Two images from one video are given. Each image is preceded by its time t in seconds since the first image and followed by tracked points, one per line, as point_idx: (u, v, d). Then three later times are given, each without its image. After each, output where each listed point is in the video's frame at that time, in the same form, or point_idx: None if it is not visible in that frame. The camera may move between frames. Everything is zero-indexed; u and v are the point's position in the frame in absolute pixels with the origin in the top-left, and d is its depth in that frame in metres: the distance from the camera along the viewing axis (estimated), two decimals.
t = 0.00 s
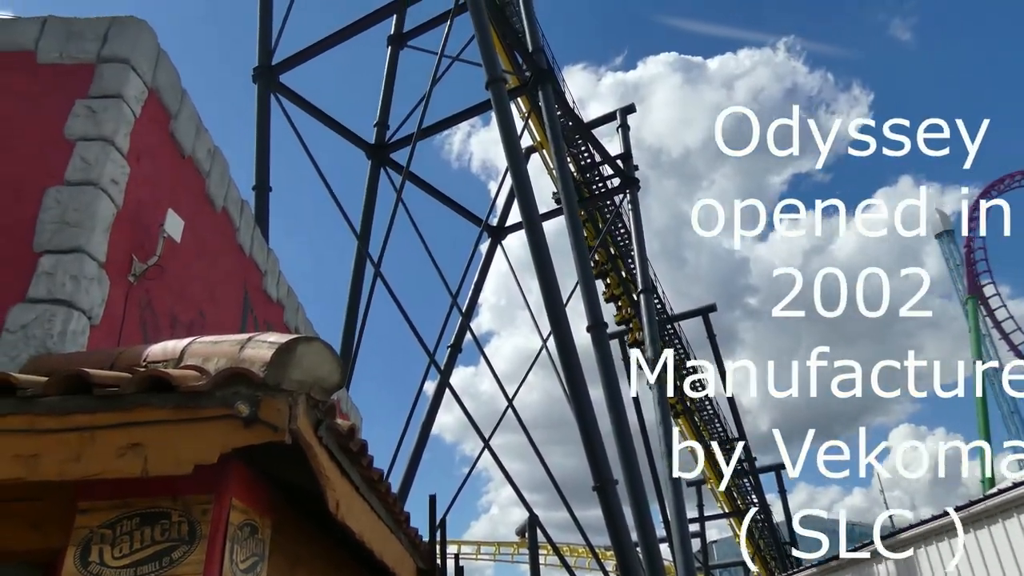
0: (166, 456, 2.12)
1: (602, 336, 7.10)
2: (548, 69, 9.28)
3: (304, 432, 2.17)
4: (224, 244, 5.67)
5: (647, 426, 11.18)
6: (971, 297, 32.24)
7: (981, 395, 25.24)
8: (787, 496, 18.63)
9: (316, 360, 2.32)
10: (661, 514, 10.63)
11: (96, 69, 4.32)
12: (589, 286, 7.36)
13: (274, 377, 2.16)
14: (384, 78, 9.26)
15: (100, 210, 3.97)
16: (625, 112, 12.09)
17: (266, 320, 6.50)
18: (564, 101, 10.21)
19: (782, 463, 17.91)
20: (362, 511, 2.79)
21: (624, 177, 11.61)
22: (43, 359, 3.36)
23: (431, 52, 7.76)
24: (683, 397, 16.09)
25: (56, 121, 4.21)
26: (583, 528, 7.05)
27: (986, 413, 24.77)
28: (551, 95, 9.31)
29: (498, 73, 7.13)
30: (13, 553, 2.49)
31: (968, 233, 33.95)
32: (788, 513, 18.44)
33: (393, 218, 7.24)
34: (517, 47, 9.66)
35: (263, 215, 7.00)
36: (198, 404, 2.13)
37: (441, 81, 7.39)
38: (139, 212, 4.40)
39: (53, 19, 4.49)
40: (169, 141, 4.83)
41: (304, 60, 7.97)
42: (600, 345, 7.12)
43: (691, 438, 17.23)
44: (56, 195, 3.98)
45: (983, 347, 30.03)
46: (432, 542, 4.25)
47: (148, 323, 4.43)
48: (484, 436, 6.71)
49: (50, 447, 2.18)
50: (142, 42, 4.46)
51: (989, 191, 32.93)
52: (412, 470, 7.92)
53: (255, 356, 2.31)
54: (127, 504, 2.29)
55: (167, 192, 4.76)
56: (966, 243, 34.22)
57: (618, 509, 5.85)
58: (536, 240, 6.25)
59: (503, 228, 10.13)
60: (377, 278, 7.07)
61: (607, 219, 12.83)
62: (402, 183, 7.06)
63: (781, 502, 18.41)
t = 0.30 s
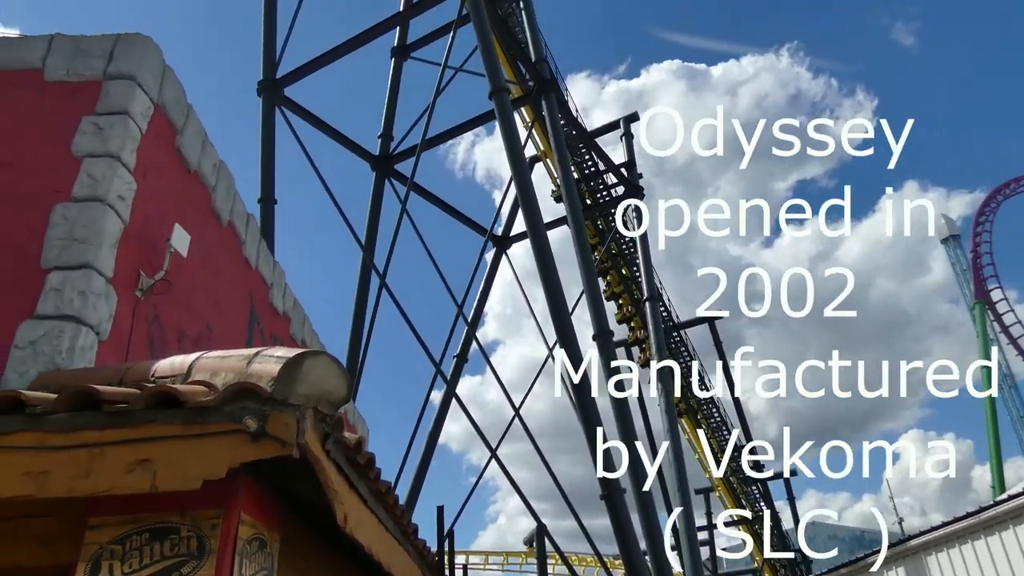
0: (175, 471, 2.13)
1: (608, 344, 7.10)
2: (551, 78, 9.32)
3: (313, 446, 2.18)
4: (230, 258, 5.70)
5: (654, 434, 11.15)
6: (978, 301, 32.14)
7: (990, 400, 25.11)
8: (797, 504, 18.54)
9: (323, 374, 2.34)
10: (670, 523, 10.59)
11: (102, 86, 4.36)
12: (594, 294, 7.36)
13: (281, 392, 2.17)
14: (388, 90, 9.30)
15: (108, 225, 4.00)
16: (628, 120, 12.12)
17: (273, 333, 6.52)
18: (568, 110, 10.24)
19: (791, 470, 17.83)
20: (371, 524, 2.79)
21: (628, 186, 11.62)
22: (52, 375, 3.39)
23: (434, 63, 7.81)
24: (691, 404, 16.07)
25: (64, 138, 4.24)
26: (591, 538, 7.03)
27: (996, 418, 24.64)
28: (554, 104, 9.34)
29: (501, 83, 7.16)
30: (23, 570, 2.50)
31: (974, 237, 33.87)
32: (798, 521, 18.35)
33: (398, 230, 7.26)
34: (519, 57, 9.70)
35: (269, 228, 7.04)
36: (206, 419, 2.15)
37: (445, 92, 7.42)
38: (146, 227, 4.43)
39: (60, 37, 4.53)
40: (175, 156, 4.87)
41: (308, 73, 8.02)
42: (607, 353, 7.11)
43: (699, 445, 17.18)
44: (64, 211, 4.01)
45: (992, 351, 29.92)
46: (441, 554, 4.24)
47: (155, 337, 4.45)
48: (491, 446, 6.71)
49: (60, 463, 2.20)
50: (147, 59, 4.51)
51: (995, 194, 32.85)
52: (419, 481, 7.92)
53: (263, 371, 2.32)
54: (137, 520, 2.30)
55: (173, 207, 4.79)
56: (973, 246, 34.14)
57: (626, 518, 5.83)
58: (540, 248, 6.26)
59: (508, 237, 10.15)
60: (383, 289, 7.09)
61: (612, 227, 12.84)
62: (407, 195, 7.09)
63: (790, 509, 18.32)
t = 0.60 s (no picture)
0: (184, 494, 2.13)
1: (615, 359, 7.09)
2: (554, 94, 9.37)
3: (322, 467, 2.18)
4: (236, 278, 5.73)
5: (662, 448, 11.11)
6: (985, 310, 32.04)
7: (1000, 410, 24.97)
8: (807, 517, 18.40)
9: (331, 395, 2.35)
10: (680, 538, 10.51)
11: (109, 110, 4.40)
12: (600, 308, 7.36)
13: (290, 414, 2.19)
14: (391, 108, 9.36)
15: (116, 248, 4.03)
16: (631, 134, 12.16)
17: (279, 351, 6.53)
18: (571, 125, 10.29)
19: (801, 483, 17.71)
20: (380, 545, 2.78)
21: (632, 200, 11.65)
22: (61, 397, 3.40)
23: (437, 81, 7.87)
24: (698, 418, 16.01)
25: (72, 161, 4.28)
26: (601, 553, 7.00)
27: (1007, 429, 24.45)
28: (557, 120, 9.38)
29: (504, 99, 7.20)
30: None
31: (981, 247, 33.82)
32: (809, 534, 18.21)
33: (402, 247, 7.28)
34: (522, 73, 9.77)
35: (274, 247, 7.06)
36: (215, 441, 2.16)
37: (448, 109, 7.47)
38: (153, 249, 4.46)
39: (67, 62, 4.58)
40: (181, 178, 4.90)
41: (312, 92, 8.09)
42: (613, 367, 7.10)
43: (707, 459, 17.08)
44: (73, 234, 4.04)
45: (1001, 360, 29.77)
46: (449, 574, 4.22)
47: (163, 358, 4.47)
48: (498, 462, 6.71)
49: (70, 488, 2.20)
50: (153, 82, 4.55)
51: (1000, 203, 32.84)
52: (427, 498, 7.89)
53: (271, 392, 2.33)
54: (146, 543, 2.30)
55: (180, 228, 4.82)
56: (979, 256, 34.08)
57: (635, 533, 5.80)
58: (545, 261, 6.28)
59: (513, 253, 10.17)
60: (388, 307, 7.11)
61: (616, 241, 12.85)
62: (411, 212, 7.12)
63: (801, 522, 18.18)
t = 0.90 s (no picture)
0: (198, 510, 2.14)
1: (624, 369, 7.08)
2: (559, 105, 9.41)
3: (334, 482, 2.20)
4: (246, 293, 5.76)
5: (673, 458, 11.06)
6: (997, 316, 31.84)
7: (1014, 416, 24.76)
8: (820, 526, 18.26)
9: (342, 410, 2.36)
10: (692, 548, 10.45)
11: (120, 129, 4.45)
12: (608, 318, 7.36)
13: (301, 429, 2.21)
14: (398, 121, 9.42)
15: (127, 265, 4.07)
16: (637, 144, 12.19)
17: (289, 365, 6.56)
18: (577, 136, 10.33)
19: (813, 492, 17.58)
20: (391, 559, 2.79)
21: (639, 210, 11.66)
22: (74, 414, 3.42)
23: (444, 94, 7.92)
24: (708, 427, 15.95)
25: (83, 180, 4.33)
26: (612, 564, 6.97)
27: (1022, 436, 24.21)
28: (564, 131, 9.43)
29: (511, 111, 7.24)
30: None
31: (991, 252, 33.65)
32: (822, 543, 18.06)
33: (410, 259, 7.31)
34: (527, 85, 9.82)
35: (283, 261, 7.10)
36: (228, 457, 2.17)
37: (455, 122, 7.51)
38: (163, 265, 4.50)
39: (78, 83, 4.64)
40: (191, 195, 4.95)
41: (319, 107, 8.15)
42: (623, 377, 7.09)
43: (718, 468, 16.99)
44: (84, 252, 4.08)
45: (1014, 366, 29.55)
46: None
47: (174, 373, 4.49)
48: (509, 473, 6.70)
49: (85, 505, 2.22)
50: (163, 101, 4.60)
51: (1009, 207, 32.69)
52: (438, 510, 7.88)
53: (282, 408, 2.35)
54: (160, 560, 2.31)
55: (190, 245, 4.87)
56: (989, 261, 33.91)
57: (647, 544, 5.77)
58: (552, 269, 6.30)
59: (521, 263, 10.19)
60: (397, 319, 7.13)
61: (624, 251, 12.85)
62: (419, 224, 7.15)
63: (814, 531, 18.03)
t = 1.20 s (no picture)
0: (210, 520, 2.15)
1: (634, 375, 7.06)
2: (566, 112, 9.43)
3: (346, 492, 2.21)
4: (256, 303, 5.79)
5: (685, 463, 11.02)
6: (1010, 318, 31.59)
7: None
8: (834, 531, 18.12)
9: (352, 419, 2.39)
10: (704, 554, 10.39)
11: (130, 141, 4.49)
12: (618, 324, 7.35)
13: (312, 439, 2.22)
14: (405, 130, 9.47)
15: (138, 276, 4.10)
16: (644, 150, 12.20)
17: (299, 375, 6.58)
18: (584, 142, 10.34)
19: (826, 497, 17.45)
20: (403, 568, 2.79)
21: (648, 216, 11.66)
22: (86, 425, 3.45)
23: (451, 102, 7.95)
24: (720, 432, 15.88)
25: (94, 192, 4.37)
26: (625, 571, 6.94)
27: None
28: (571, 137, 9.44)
29: (518, 118, 7.26)
30: None
31: (1003, 254, 33.42)
32: (836, 549, 17.91)
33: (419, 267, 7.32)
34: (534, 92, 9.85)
35: (293, 271, 7.14)
36: (239, 468, 2.18)
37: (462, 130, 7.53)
38: (174, 276, 4.53)
39: (88, 97, 4.68)
40: (201, 206, 4.99)
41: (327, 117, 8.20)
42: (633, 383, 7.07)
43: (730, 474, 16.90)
44: (96, 264, 4.11)
45: None
46: None
47: (185, 384, 4.52)
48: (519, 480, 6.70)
49: (97, 517, 2.23)
50: (172, 114, 4.64)
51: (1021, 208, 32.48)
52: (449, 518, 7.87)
53: (292, 419, 2.36)
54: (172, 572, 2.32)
55: (201, 256, 4.90)
56: (1001, 263, 33.70)
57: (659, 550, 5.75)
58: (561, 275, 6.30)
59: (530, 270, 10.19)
60: (407, 327, 7.14)
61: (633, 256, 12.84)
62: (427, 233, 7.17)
63: (827, 537, 17.91)
